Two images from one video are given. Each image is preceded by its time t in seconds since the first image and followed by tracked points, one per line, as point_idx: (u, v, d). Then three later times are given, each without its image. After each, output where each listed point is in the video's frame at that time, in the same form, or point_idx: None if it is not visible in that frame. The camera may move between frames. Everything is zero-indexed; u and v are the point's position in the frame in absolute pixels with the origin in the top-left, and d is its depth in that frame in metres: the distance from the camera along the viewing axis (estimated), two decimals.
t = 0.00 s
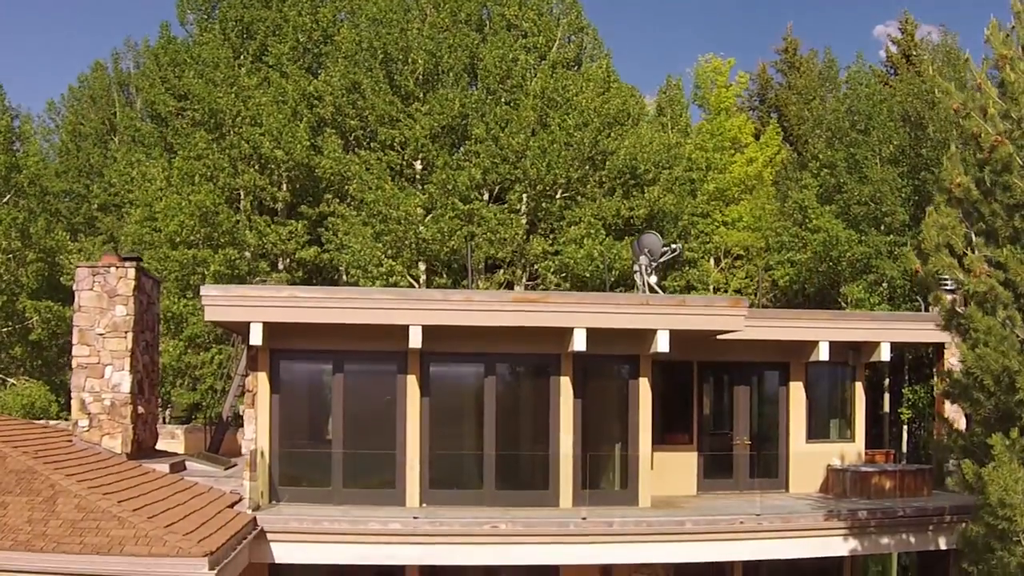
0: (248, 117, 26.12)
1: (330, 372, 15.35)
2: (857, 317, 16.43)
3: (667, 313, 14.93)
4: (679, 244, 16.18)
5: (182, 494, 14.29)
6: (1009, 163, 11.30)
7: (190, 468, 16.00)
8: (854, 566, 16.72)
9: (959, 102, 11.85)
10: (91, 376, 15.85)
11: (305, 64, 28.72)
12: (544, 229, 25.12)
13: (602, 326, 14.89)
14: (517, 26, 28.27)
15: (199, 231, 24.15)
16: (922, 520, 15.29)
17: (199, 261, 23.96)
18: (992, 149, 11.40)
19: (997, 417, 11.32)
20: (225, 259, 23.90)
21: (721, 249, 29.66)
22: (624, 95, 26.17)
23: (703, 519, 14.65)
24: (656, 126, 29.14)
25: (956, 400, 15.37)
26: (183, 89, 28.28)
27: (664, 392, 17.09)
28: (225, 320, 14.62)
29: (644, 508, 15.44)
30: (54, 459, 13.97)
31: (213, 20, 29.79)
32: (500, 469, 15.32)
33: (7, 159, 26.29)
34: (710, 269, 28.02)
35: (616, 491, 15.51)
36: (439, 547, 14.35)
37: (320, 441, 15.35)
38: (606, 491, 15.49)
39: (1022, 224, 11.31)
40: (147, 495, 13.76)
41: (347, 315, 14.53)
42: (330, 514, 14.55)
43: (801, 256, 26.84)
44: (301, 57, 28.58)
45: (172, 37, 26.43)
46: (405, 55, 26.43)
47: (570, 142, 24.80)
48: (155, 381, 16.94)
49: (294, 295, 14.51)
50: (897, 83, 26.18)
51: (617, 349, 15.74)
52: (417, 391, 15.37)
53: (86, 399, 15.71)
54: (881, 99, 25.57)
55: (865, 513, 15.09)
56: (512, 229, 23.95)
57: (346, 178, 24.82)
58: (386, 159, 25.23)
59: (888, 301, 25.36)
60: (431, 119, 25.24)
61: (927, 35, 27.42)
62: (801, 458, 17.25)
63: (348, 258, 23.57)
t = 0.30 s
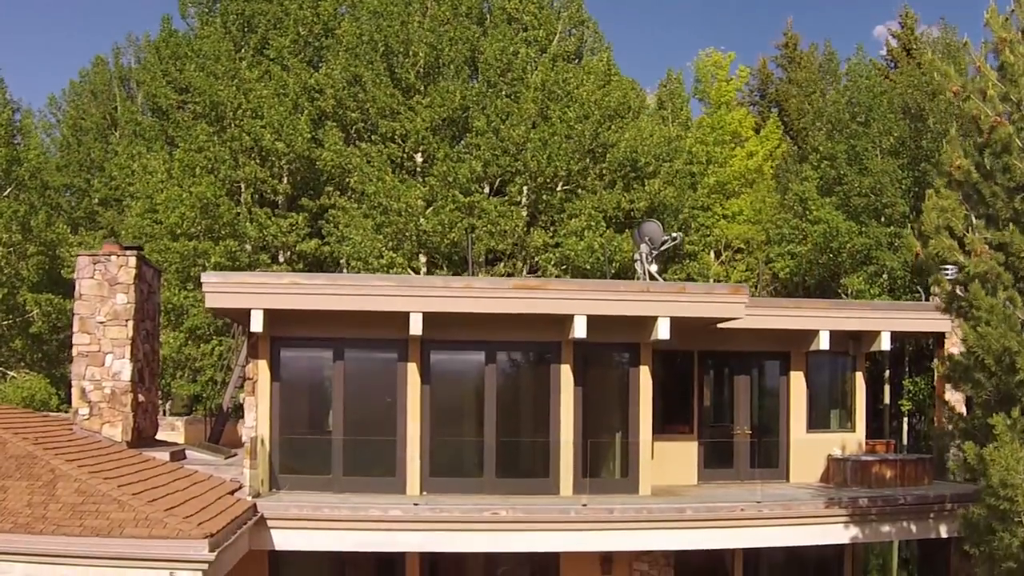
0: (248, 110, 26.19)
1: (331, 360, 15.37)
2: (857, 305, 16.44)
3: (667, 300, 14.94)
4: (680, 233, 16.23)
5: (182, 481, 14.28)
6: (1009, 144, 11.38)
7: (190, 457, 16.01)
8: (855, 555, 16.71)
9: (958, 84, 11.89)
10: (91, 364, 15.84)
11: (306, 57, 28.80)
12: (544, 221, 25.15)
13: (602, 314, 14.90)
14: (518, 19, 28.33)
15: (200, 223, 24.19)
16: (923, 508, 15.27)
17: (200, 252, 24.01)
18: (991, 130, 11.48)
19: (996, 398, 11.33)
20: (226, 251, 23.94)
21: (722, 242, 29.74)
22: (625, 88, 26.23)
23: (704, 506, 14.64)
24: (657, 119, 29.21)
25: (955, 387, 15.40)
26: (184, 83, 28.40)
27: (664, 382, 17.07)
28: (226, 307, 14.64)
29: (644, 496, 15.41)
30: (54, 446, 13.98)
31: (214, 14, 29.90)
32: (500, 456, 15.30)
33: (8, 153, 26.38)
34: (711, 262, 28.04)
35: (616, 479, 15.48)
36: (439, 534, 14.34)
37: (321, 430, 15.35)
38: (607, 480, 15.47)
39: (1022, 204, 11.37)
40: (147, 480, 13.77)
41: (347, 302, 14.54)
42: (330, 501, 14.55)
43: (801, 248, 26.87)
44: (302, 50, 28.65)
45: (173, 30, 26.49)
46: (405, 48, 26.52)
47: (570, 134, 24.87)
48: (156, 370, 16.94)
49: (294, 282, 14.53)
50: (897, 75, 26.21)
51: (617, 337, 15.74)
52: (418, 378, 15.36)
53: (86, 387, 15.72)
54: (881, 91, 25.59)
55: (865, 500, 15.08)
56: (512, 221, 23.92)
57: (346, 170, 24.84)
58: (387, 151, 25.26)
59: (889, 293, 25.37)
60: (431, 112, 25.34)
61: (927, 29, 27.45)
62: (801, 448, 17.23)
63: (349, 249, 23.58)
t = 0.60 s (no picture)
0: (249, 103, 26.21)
1: (333, 347, 15.37)
2: (857, 295, 16.46)
3: (668, 287, 14.93)
4: (680, 222, 16.20)
5: (182, 467, 14.27)
6: (1008, 125, 11.34)
7: (190, 445, 16.01)
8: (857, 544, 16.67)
9: (956, 67, 11.87)
10: (92, 352, 15.83)
11: (307, 51, 28.87)
12: (545, 213, 25.23)
13: (603, 301, 14.90)
14: (518, 13, 28.46)
15: (200, 215, 24.36)
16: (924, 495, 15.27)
17: (200, 244, 24.27)
18: (991, 111, 11.42)
19: (996, 379, 11.33)
20: (226, 243, 24.01)
21: (722, 235, 29.84)
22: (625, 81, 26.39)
23: (704, 493, 14.63)
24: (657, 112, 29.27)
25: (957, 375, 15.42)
26: (184, 77, 28.52)
27: (665, 371, 17.06)
28: (227, 294, 14.66)
29: (645, 483, 15.41)
30: (54, 432, 14.00)
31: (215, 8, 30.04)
32: (501, 445, 15.21)
33: (8, 147, 26.48)
34: (711, 255, 28.11)
35: (617, 466, 15.43)
36: (440, 520, 14.34)
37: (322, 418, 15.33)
38: (608, 468, 15.38)
39: (1022, 186, 11.40)
40: (147, 465, 13.76)
41: (347, 288, 14.54)
42: (331, 488, 14.54)
43: (802, 240, 26.87)
44: (303, 43, 28.70)
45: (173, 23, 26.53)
46: (406, 41, 26.64)
47: (571, 126, 24.97)
48: (156, 359, 16.92)
49: (295, 269, 14.52)
50: (897, 67, 26.26)
51: (617, 324, 15.75)
52: (418, 367, 15.38)
53: (86, 375, 15.73)
54: (881, 82, 25.58)
55: (866, 488, 15.08)
56: (512, 213, 23.90)
57: (346, 162, 24.85)
58: (387, 144, 25.20)
59: (889, 284, 25.33)
60: (431, 104, 25.36)
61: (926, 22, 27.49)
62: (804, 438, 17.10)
63: (350, 241, 23.56)
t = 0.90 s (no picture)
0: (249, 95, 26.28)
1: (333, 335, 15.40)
2: (857, 284, 16.47)
3: (668, 274, 14.94)
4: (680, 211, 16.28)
5: (182, 453, 14.27)
6: (1006, 107, 11.35)
7: (191, 433, 16.01)
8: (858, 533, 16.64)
9: (955, 50, 11.95)
10: (92, 341, 15.82)
11: (307, 43, 28.95)
12: (545, 205, 25.36)
13: (602, 288, 14.91)
14: (517, 6, 28.61)
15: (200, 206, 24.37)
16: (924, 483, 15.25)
17: (201, 235, 24.30)
18: (989, 93, 11.45)
19: (996, 360, 11.30)
20: (227, 234, 24.06)
21: (722, 228, 29.93)
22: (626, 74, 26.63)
23: (704, 479, 14.61)
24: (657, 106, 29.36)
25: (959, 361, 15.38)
26: (184, 70, 28.60)
27: (664, 360, 17.01)
28: (228, 280, 14.66)
29: (645, 471, 15.40)
30: (54, 417, 14.00)
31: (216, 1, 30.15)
32: (501, 432, 15.22)
33: (8, 139, 26.54)
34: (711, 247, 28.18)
35: (617, 454, 15.47)
36: (440, 507, 14.32)
37: (321, 405, 15.35)
38: (607, 456, 15.43)
39: (1020, 168, 11.41)
40: (147, 450, 13.75)
41: (347, 275, 14.54)
42: (330, 474, 14.53)
43: (801, 232, 26.91)
44: (303, 36, 28.77)
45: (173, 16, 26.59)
46: (406, 34, 26.82)
47: (571, 117, 25.06)
48: (156, 348, 16.92)
49: (295, 255, 14.53)
50: (897, 60, 26.31)
51: (617, 312, 15.76)
52: (418, 355, 15.38)
53: (87, 363, 15.73)
54: (880, 74, 25.64)
55: (866, 475, 15.07)
56: (512, 205, 23.91)
57: (347, 155, 24.88)
58: (387, 136, 25.26)
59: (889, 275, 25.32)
60: (431, 96, 25.45)
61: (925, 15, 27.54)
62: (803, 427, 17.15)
63: (350, 233, 23.55)
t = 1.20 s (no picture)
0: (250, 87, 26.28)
1: (333, 323, 15.40)
2: (857, 273, 16.47)
3: (667, 262, 14.96)
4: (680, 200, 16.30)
5: (182, 439, 14.27)
6: (1004, 88, 11.39)
7: (190, 421, 16.02)
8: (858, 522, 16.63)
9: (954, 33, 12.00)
10: (92, 328, 15.82)
11: (308, 36, 28.98)
12: (545, 196, 25.54)
13: (602, 275, 14.92)
14: None
15: (200, 197, 24.40)
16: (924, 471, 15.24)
17: (201, 226, 24.30)
18: (987, 74, 11.49)
19: (995, 340, 11.29)
20: (228, 225, 24.11)
21: (721, 221, 30.03)
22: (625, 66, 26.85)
23: (704, 466, 14.62)
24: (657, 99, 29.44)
25: (956, 345, 15.42)
26: (185, 63, 28.73)
27: (664, 349, 16.99)
28: (228, 268, 14.67)
29: (645, 459, 15.41)
30: (54, 403, 14.01)
31: None
32: (501, 421, 15.29)
33: (8, 133, 26.62)
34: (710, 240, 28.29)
35: (617, 442, 15.48)
36: (440, 493, 14.32)
37: (321, 393, 15.35)
38: (607, 443, 15.45)
39: (1018, 150, 11.45)
40: (147, 435, 13.75)
41: (347, 261, 14.55)
42: (330, 461, 14.52)
43: (800, 224, 26.95)
44: (303, 29, 28.77)
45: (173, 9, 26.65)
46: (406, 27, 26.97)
47: (570, 109, 25.16)
48: (156, 337, 16.93)
49: (295, 242, 14.53)
50: (896, 52, 26.36)
51: (617, 300, 15.76)
52: (417, 342, 15.36)
53: (87, 350, 15.73)
54: (880, 66, 25.69)
55: (865, 462, 15.08)
56: (512, 196, 23.96)
57: (347, 147, 24.91)
58: (387, 128, 25.34)
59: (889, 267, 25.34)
60: (431, 89, 25.58)
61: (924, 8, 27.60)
62: (803, 417, 17.12)
63: (350, 224, 23.54)
